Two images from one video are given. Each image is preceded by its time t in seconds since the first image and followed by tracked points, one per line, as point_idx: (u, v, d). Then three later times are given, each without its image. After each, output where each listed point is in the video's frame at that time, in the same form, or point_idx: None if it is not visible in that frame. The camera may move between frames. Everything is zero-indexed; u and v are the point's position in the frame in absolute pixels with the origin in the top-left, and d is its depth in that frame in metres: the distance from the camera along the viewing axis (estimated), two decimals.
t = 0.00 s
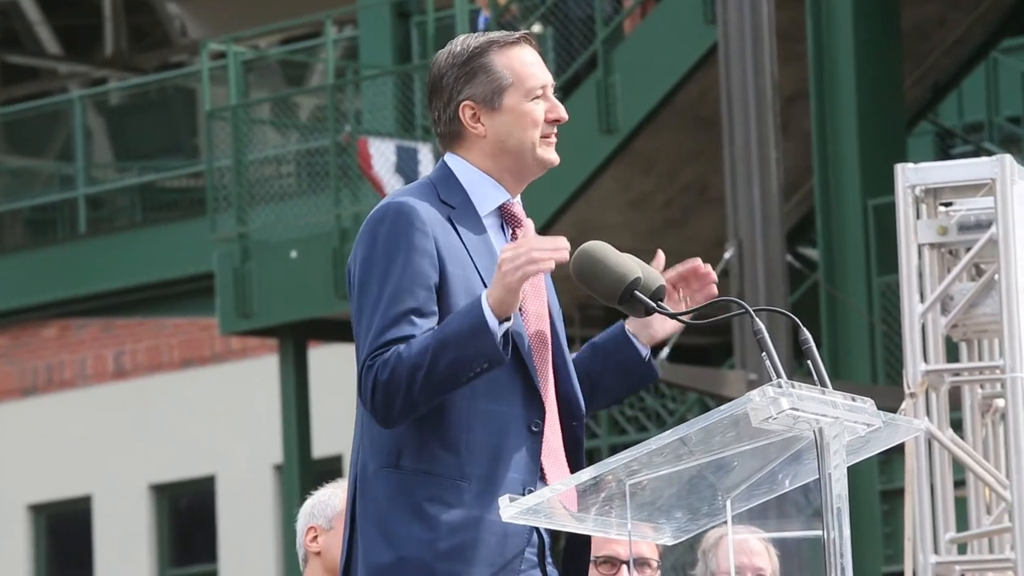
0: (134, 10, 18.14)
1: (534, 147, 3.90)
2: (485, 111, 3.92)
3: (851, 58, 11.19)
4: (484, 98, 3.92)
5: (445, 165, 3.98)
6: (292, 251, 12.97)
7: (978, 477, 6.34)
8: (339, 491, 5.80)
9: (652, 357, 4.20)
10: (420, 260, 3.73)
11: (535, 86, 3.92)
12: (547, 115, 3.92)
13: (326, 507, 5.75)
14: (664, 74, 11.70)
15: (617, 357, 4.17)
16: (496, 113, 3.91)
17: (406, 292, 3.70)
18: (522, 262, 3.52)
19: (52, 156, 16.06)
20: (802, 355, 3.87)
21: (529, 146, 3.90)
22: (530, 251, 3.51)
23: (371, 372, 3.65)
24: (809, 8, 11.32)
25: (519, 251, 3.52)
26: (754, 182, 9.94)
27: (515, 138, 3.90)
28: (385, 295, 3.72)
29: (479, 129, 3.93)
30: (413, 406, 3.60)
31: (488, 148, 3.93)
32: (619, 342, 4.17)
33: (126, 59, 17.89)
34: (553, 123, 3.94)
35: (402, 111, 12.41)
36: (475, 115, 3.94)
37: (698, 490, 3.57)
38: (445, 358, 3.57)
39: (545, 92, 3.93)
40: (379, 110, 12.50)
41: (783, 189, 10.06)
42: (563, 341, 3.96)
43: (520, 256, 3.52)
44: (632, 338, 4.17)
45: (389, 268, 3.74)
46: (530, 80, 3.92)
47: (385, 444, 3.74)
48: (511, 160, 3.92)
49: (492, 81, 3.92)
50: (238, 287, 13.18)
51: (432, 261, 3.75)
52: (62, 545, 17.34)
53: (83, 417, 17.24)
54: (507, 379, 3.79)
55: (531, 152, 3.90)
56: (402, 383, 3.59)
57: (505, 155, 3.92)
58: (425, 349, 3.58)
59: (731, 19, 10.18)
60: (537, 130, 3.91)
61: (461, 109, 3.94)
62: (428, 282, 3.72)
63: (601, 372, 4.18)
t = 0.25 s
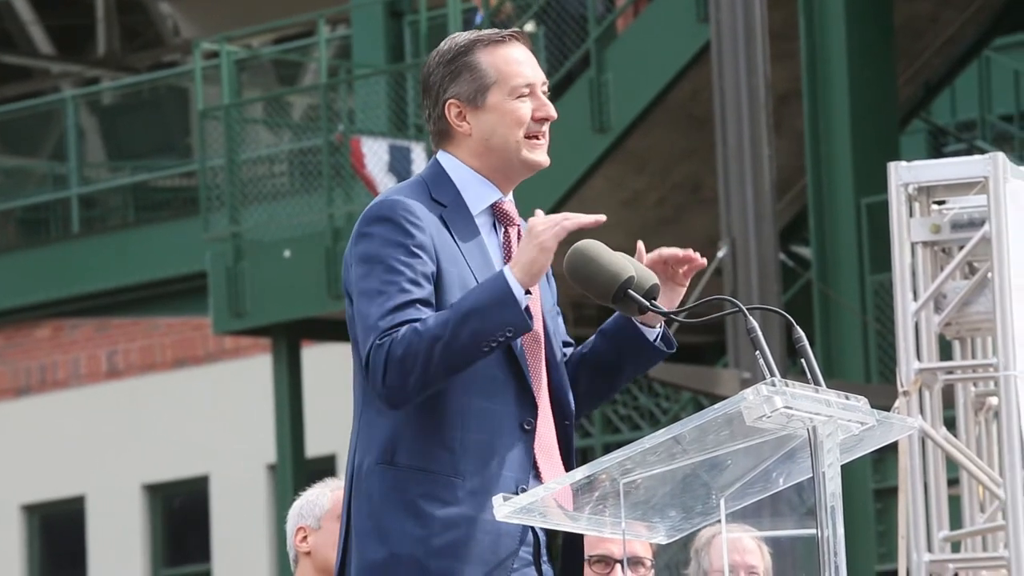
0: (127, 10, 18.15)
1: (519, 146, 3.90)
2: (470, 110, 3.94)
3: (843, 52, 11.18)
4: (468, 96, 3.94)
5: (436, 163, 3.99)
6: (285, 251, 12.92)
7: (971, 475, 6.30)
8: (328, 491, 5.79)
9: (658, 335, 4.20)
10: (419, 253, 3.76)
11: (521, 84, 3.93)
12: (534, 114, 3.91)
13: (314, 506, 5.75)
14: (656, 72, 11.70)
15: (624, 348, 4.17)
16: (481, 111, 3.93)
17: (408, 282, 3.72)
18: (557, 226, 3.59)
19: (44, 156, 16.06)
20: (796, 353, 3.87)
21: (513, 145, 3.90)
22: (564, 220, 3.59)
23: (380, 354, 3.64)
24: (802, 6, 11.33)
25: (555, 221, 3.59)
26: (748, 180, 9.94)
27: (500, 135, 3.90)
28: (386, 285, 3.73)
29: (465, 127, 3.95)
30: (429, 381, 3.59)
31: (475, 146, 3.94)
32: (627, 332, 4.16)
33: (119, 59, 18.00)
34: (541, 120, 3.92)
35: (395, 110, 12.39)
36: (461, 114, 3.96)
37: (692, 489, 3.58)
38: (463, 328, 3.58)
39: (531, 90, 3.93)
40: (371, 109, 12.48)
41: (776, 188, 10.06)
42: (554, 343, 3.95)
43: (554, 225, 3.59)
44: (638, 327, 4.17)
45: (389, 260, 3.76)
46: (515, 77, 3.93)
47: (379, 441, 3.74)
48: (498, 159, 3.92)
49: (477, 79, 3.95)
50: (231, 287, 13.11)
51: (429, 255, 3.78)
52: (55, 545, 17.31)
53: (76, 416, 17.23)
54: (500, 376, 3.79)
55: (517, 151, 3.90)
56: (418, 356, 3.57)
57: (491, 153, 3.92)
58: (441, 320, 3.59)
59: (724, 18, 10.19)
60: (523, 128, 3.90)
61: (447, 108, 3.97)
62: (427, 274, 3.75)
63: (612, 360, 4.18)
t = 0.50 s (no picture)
0: (118, 9, 18.14)
1: (519, 142, 3.89)
2: (468, 107, 3.93)
3: (835, 48, 11.18)
4: (466, 94, 3.93)
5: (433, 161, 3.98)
6: (277, 250, 12.93)
7: (963, 472, 6.37)
8: (316, 489, 5.79)
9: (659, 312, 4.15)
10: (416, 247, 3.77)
11: (519, 81, 3.92)
12: (532, 111, 3.91)
13: (303, 505, 5.74)
14: (649, 70, 11.70)
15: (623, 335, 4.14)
16: (479, 108, 3.92)
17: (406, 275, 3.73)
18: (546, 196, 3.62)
19: (36, 155, 15.95)
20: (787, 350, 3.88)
21: (513, 141, 3.89)
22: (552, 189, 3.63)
23: (380, 344, 3.63)
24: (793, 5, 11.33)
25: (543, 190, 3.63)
26: (739, 178, 9.95)
27: (499, 133, 3.90)
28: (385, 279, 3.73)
29: (463, 124, 3.94)
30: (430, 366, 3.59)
31: (473, 144, 3.93)
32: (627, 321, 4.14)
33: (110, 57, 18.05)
34: (539, 118, 3.91)
35: (386, 108, 12.43)
36: (459, 111, 3.94)
37: (684, 486, 3.55)
38: (461, 309, 3.58)
39: (529, 87, 3.93)
40: (364, 108, 12.49)
41: (768, 186, 10.06)
42: (553, 339, 3.95)
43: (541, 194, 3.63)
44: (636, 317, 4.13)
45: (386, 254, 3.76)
46: (513, 75, 3.92)
47: (378, 435, 3.74)
48: (496, 156, 3.92)
49: (475, 77, 3.93)
50: (224, 285, 13.12)
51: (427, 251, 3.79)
52: (47, 544, 17.28)
53: (68, 416, 17.22)
54: (498, 372, 3.79)
55: (517, 148, 3.89)
56: (421, 341, 3.57)
57: (490, 151, 3.92)
58: (439, 302, 3.59)
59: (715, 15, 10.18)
60: (522, 126, 3.90)
61: (445, 106, 3.96)
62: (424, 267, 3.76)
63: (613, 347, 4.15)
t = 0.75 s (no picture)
0: (113, 9, 18.16)
1: (525, 148, 3.80)
2: (477, 109, 3.82)
3: (831, 47, 11.19)
4: (475, 97, 3.81)
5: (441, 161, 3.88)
6: (272, 249, 12.97)
7: (959, 473, 6.32)
8: (309, 488, 5.78)
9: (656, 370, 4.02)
10: (417, 256, 3.62)
11: (529, 87, 3.81)
12: (540, 117, 3.81)
13: (296, 505, 5.73)
14: (643, 70, 11.70)
15: (619, 364, 4.01)
16: (487, 112, 3.81)
17: (404, 287, 3.59)
18: (512, 253, 3.41)
19: (30, 155, 15.96)
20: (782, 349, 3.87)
21: (518, 147, 3.79)
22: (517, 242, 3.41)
23: (366, 369, 3.53)
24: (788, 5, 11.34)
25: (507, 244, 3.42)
26: (734, 179, 9.94)
27: (507, 137, 3.79)
28: (383, 289, 3.60)
29: (470, 126, 3.83)
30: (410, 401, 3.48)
31: (480, 147, 3.83)
32: (626, 348, 4.02)
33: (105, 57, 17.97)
34: (546, 124, 3.81)
35: (381, 107, 12.37)
36: (466, 113, 3.84)
37: (678, 486, 3.55)
38: (448, 351, 3.45)
39: (539, 93, 3.82)
40: (358, 108, 12.48)
41: (763, 186, 10.06)
42: (559, 339, 3.84)
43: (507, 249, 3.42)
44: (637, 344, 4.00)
45: (386, 263, 3.63)
46: (524, 80, 3.81)
47: (376, 442, 3.65)
48: (504, 161, 3.81)
49: (485, 80, 3.82)
50: (218, 285, 13.14)
51: (428, 258, 3.64)
52: (41, 544, 17.26)
53: (63, 415, 17.22)
54: (500, 376, 3.70)
55: (521, 154, 3.79)
56: (401, 377, 3.46)
57: (498, 154, 3.82)
58: (426, 342, 3.47)
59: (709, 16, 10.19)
60: (529, 131, 3.80)
61: (453, 107, 3.85)
62: (425, 278, 3.61)
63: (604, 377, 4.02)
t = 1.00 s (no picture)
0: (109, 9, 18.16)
1: (527, 159, 3.81)
2: (486, 115, 3.83)
3: (827, 46, 11.19)
4: (487, 103, 3.83)
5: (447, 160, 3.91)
6: (268, 249, 12.98)
7: (955, 474, 6.34)
8: (312, 489, 5.78)
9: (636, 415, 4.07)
10: (416, 264, 3.65)
11: (541, 102, 3.81)
12: (548, 132, 3.82)
13: (299, 505, 5.74)
14: (640, 70, 11.70)
15: (604, 401, 4.06)
16: (497, 121, 3.82)
17: (400, 298, 3.62)
18: (520, 327, 3.45)
19: (28, 154, 15.93)
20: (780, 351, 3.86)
21: (521, 158, 3.81)
22: (527, 317, 3.44)
23: (354, 381, 3.59)
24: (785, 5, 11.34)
25: (516, 316, 3.45)
26: (731, 181, 9.94)
27: (512, 148, 3.81)
28: (379, 296, 3.64)
29: (477, 130, 3.85)
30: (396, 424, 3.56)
31: (485, 152, 3.85)
32: (615, 387, 4.06)
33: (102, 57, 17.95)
34: (553, 140, 3.83)
35: (379, 108, 12.36)
36: (475, 116, 3.85)
37: (675, 487, 3.55)
38: (435, 385, 3.52)
39: (550, 108, 3.82)
40: (355, 107, 12.46)
41: (759, 186, 10.06)
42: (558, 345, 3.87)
43: (516, 319, 3.45)
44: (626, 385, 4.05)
45: (384, 269, 3.66)
46: (538, 94, 3.81)
47: (370, 444, 3.68)
48: (506, 169, 3.84)
49: (499, 89, 3.82)
50: (214, 285, 13.18)
51: (427, 265, 3.67)
52: (37, 544, 17.25)
53: (60, 415, 17.21)
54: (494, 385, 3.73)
55: (523, 165, 3.82)
56: (388, 401, 3.53)
57: (501, 162, 3.84)
58: (415, 374, 3.53)
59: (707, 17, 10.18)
60: (535, 145, 3.81)
61: (463, 109, 3.86)
62: (422, 288, 3.64)
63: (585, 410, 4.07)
